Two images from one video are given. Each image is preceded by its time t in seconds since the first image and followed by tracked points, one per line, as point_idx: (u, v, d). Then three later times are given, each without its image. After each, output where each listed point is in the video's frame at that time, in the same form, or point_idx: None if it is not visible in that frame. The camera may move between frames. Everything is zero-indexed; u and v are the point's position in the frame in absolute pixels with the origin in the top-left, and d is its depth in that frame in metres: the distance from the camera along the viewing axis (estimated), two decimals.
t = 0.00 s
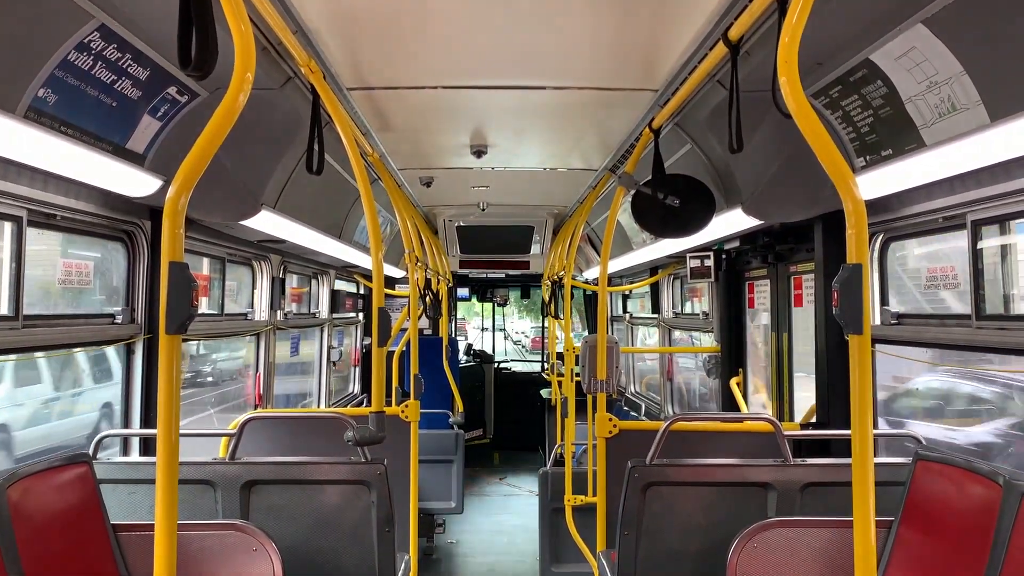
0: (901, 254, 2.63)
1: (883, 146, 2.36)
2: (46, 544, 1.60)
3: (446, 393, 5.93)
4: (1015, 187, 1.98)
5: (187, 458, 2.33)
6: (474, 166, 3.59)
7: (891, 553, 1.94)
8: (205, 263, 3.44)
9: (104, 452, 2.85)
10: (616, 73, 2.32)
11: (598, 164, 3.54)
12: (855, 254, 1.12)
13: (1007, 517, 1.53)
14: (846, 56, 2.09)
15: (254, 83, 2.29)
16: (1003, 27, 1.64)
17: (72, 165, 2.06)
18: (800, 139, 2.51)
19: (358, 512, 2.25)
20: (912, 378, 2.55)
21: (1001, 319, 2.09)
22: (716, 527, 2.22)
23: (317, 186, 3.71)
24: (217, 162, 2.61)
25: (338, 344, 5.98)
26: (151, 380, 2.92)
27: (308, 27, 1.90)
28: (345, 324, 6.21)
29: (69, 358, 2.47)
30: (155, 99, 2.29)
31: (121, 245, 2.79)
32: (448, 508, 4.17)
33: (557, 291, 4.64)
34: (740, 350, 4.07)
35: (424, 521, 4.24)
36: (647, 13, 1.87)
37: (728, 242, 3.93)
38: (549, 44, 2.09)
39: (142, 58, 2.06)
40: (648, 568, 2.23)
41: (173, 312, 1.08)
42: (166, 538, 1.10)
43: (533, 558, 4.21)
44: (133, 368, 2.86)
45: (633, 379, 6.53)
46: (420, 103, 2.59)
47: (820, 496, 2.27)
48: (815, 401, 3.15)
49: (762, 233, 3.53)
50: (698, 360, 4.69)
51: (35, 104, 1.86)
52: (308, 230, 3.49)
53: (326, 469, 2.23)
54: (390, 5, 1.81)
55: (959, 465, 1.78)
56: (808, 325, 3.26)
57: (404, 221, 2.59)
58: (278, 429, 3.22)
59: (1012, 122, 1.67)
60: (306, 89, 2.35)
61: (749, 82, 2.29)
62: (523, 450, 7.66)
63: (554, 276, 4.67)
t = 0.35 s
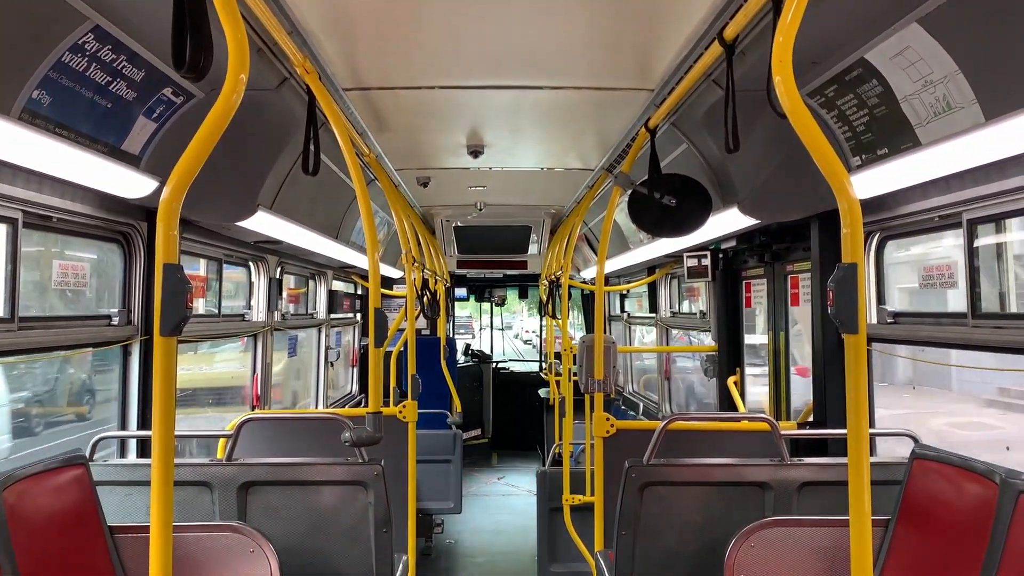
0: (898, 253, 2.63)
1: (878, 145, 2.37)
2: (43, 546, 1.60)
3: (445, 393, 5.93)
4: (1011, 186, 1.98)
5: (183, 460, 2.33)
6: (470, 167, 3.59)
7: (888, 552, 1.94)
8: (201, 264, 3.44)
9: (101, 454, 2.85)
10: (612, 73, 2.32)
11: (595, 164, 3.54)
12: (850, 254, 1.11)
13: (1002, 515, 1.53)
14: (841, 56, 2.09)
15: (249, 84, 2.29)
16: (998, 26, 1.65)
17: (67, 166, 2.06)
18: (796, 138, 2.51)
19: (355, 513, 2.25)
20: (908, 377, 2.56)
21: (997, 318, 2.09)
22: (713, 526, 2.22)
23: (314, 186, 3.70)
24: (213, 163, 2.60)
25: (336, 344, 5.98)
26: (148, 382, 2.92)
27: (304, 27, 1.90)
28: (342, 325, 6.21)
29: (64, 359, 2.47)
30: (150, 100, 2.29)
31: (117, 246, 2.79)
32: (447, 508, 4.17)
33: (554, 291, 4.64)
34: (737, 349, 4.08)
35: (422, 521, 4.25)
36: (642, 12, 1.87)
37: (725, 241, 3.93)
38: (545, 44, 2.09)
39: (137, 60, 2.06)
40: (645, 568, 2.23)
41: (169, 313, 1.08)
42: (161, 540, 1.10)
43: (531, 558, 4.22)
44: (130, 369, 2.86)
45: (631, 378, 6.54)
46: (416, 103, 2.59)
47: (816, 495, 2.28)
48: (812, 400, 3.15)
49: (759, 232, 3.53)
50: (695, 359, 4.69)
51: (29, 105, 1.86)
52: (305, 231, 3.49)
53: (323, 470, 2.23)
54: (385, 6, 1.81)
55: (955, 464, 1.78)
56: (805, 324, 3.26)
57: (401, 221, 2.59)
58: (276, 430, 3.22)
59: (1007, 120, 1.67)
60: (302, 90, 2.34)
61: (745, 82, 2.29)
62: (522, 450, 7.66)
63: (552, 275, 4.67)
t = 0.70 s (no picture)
0: (897, 250, 2.63)
1: (878, 142, 2.37)
2: (43, 544, 1.60)
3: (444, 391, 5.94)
4: (1010, 183, 1.98)
5: (183, 457, 2.33)
6: (469, 164, 3.59)
7: (887, 548, 1.94)
8: (200, 262, 3.43)
9: (100, 452, 2.85)
10: (611, 71, 2.32)
11: (594, 161, 3.54)
12: (849, 250, 1.11)
13: (1001, 512, 1.54)
14: (840, 53, 2.08)
15: (248, 81, 2.29)
16: (998, 23, 1.65)
17: (66, 164, 2.06)
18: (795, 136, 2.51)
19: (355, 510, 2.25)
20: (907, 373, 2.56)
21: (995, 314, 2.09)
22: (712, 522, 2.23)
23: (312, 184, 3.70)
24: (212, 161, 2.60)
25: (335, 342, 5.99)
26: (147, 380, 2.92)
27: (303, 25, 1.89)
28: (341, 323, 6.21)
29: (63, 357, 2.47)
30: (149, 98, 2.29)
31: (116, 244, 2.78)
32: (446, 506, 4.18)
33: (553, 288, 4.64)
34: (736, 347, 4.08)
35: (422, 519, 4.25)
36: (641, 10, 1.87)
37: (724, 239, 3.93)
38: (545, 41, 2.08)
39: (136, 57, 2.05)
40: (645, 565, 2.23)
41: (168, 310, 1.08)
42: (161, 537, 1.10)
43: (531, 555, 4.22)
44: (129, 367, 2.86)
45: (630, 376, 6.54)
46: (415, 100, 2.59)
47: (815, 492, 2.28)
48: (811, 397, 3.15)
49: (758, 229, 3.53)
50: (694, 356, 4.70)
51: (28, 103, 1.85)
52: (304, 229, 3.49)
53: (323, 467, 2.23)
54: (384, 3, 1.81)
55: (954, 461, 1.79)
56: (803, 322, 3.27)
57: (400, 219, 2.59)
58: (275, 428, 3.23)
59: (1007, 117, 1.68)
60: (301, 87, 2.34)
61: (744, 79, 2.29)
62: (521, 448, 7.66)
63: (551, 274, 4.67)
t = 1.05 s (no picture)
0: (897, 250, 2.64)
1: (878, 142, 2.37)
2: (43, 543, 1.60)
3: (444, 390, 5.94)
4: (1011, 183, 1.99)
5: (183, 456, 2.33)
6: (469, 163, 3.58)
7: (887, 548, 1.95)
8: (200, 261, 3.43)
9: (100, 450, 2.85)
10: (613, 70, 2.32)
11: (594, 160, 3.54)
12: (850, 250, 1.11)
13: (1001, 510, 1.55)
14: (842, 52, 2.08)
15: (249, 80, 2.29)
16: (1000, 23, 1.65)
17: (67, 163, 2.05)
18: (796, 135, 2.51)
19: (355, 508, 2.25)
20: (907, 373, 2.57)
21: (996, 314, 2.09)
22: (712, 521, 2.23)
23: (313, 183, 3.70)
24: (212, 160, 2.60)
25: (334, 341, 5.99)
26: (147, 378, 2.92)
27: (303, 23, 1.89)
28: (341, 321, 6.21)
29: (64, 356, 2.47)
30: (150, 97, 2.28)
31: (116, 243, 2.78)
32: (445, 505, 4.18)
33: (553, 287, 4.64)
34: (736, 346, 4.09)
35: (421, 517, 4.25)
36: (643, 9, 1.86)
37: (724, 238, 3.93)
38: (546, 40, 2.08)
39: (137, 56, 2.04)
40: (645, 565, 2.23)
41: (170, 310, 1.08)
42: (162, 536, 1.10)
43: (530, 554, 4.23)
44: (129, 366, 2.86)
45: (630, 374, 6.55)
46: (416, 99, 2.59)
47: (814, 492, 2.29)
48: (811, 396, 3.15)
49: (758, 228, 3.53)
50: (694, 355, 4.70)
51: (29, 102, 1.85)
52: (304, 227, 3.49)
53: (324, 466, 2.23)
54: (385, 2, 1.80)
55: (955, 460, 1.79)
56: (803, 321, 3.27)
57: (400, 218, 2.59)
58: (275, 426, 3.23)
59: (1009, 117, 1.68)
60: (302, 86, 2.34)
61: (745, 79, 2.29)
62: (520, 446, 7.67)
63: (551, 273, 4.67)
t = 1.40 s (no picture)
0: (898, 253, 2.63)
1: (879, 145, 2.37)
2: (41, 545, 1.60)
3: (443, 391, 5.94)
4: (1011, 186, 1.99)
5: (183, 457, 2.33)
6: (470, 165, 3.58)
7: (887, 552, 1.94)
8: (200, 262, 3.43)
9: (99, 451, 2.85)
10: (613, 72, 2.32)
11: (595, 163, 3.54)
12: (850, 253, 1.11)
13: (1002, 516, 1.54)
14: (842, 55, 2.08)
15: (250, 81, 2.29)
16: (1001, 25, 1.64)
17: (66, 163, 2.05)
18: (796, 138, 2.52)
19: (354, 510, 2.25)
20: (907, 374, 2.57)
21: (996, 317, 2.09)
22: (712, 524, 2.23)
23: (313, 184, 3.70)
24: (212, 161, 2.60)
25: (334, 342, 5.98)
26: (147, 379, 2.91)
27: (305, 25, 1.89)
28: (341, 323, 6.20)
29: (63, 357, 2.47)
30: (151, 97, 2.28)
31: (116, 244, 2.78)
32: (445, 507, 4.18)
33: (553, 289, 4.64)
34: (736, 349, 4.09)
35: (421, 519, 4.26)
36: (644, 13, 1.87)
37: (724, 240, 3.93)
38: (547, 43, 2.09)
39: (137, 57, 2.04)
40: (645, 568, 2.22)
41: (169, 311, 1.08)
42: (161, 537, 1.10)
43: (529, 556, 4.22)
44: (129, 366, 2.86)
45: (630, 377, 6.55)
46: (417, 101, 2.59)
47: (814, 495, 2.29)
48: (811, 399, 3.15)
49: (758, 231, 3.51)
50: (694, 358, 4.70)
51: (29, 102, 1.85)
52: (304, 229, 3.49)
53: (323, 468, 2.23)
54: (386, 4, 1.80)
55: (954, 464, 1.79)
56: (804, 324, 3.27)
57: (400, 219, 2.58)
58: (274, 428, 3.23)
59: (1009, 120, 1.68)
60: (302, 87, 2.34)
61: (745, 82, 2.29)
62: (520, 448, 7.66)
63: (551, 275, 4.67)
